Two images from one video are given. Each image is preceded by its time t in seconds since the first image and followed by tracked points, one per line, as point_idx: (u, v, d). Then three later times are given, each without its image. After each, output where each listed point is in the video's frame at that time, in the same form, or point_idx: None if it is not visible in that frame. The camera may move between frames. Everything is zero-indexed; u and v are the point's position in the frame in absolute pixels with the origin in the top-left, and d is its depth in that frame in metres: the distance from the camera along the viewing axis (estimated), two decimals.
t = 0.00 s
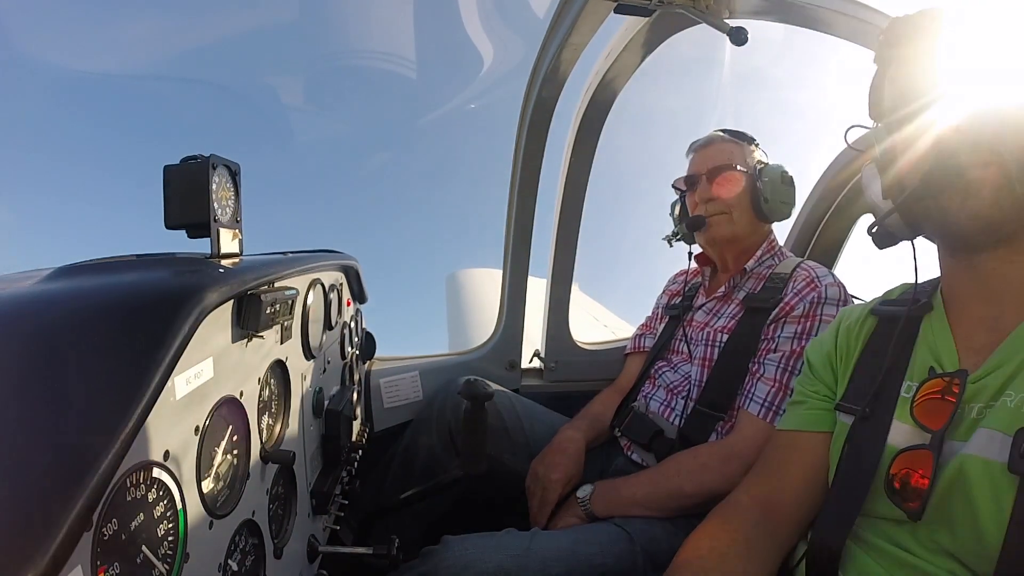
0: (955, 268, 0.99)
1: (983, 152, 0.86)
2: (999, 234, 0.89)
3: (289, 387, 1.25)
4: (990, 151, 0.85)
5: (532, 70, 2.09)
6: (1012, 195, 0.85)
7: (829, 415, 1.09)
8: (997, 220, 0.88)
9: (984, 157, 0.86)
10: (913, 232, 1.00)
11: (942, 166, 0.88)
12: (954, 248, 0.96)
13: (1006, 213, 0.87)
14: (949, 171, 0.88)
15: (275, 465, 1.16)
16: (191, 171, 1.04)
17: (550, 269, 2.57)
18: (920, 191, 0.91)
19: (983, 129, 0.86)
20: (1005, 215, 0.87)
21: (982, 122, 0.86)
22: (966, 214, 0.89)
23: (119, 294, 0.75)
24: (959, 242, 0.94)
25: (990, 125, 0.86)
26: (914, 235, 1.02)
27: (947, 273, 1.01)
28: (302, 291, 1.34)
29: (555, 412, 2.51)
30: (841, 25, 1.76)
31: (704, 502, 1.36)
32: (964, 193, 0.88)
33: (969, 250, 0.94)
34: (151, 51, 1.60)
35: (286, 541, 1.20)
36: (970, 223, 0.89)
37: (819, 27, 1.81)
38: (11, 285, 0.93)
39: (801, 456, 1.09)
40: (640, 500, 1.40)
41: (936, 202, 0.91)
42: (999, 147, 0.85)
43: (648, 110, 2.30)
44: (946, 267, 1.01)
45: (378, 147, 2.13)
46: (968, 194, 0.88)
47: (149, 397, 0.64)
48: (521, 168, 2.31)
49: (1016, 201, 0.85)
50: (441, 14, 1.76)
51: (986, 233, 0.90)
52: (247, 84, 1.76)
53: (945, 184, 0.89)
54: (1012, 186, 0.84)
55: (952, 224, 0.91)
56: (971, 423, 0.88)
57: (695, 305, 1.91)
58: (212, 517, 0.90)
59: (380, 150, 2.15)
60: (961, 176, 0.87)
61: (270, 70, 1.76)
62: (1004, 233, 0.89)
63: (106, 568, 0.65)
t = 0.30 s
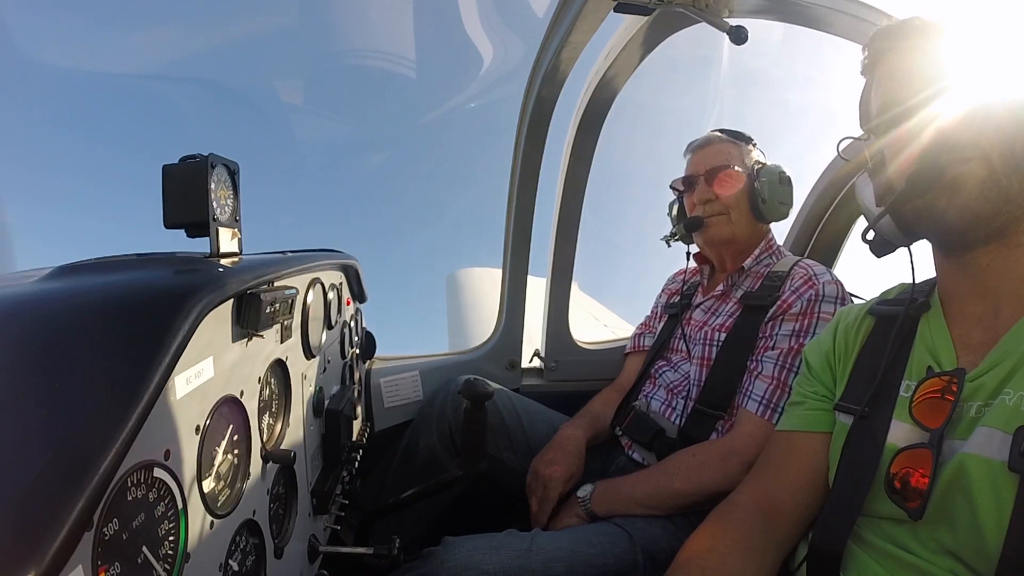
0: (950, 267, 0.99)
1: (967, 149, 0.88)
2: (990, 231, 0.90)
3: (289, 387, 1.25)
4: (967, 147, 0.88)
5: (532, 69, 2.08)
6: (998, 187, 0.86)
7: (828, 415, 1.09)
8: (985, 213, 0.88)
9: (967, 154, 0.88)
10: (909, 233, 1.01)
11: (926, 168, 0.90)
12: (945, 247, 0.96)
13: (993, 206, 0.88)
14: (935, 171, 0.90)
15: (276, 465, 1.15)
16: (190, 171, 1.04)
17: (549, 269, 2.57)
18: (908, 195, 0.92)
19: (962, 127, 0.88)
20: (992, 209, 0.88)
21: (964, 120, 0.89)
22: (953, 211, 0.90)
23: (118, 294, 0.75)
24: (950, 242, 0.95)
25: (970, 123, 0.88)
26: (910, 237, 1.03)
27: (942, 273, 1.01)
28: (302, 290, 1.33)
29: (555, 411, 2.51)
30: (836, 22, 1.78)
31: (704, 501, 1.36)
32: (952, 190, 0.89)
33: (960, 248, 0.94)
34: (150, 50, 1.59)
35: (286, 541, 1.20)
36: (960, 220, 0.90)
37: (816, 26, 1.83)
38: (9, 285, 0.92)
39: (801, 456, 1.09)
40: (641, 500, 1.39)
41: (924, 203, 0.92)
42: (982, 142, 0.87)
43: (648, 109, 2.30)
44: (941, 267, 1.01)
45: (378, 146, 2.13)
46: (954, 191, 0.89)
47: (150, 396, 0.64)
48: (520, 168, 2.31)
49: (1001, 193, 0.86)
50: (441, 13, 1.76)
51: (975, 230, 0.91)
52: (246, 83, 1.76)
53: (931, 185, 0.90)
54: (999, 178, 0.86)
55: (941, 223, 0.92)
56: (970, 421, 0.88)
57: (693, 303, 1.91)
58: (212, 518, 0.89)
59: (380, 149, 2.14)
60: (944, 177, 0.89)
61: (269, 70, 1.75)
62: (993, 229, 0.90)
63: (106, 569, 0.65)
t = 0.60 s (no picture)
0: (946, 270, 0.99)
1: (954, 158, 0.90)
2: (979, 238, 0.91)
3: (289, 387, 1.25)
4: (954, 157, 0.90)
5: (532, 69, 2.08)
6: (986, 195, 0.88)
7: (826, 419, 1.09)
8: (974, 220, 0.90)
9: (953, 163, 0.90)
10: (904, 245, 1.02)
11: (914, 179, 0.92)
12: (939, 253, 0.97)
13: (982, 214, 0.89)
14: (923, 183, 0.92)
15: (275, 465, 1.16)
16: (190, 170, 1.04)
17: (549, 269, 2.57)
18: (898, 207, 0.94)
19: (949, 138, 0.91)
20: (982, 216, 0.90)
21: (950, 130, 0.91)
22: (943, 220, 0.92)
23: (119, 293, 0.75)
24: (945, 250, 0.96)
25: (956, 133, 0.90)
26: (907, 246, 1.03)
27: (938, 277, 1.01)
28: (302, 290, 1.34)
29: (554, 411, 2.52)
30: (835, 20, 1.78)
31: (704, 503, 1.36)
32: (940, 200, 0.91)
33: (956, 253, 0.95)
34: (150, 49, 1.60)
35: (286, 541, 1.20)
36: (948, 229, 0.92)
37: (814, 24, 1.83)
38: (10, 285, 0.93)
39: (801, 458, 1.09)
40: (641, 501, 1.39)
41: (915, 212, 0.94)
42: (968, 152, 0.89)
43: (648, 109, 2.30)
44: (937, 270, 1.01)
45: (377, 146, 2.13)
46: (942, 201, 0.91)
47: (149, 396, 0.64)
48: (521, 168, 2.31)
49: (992, 200, 0.88)
50: (440, 13, 1.76)
51: (963, 238, 0.92)
52: (246, 82, 1.76)
53: (920, 195, 0.92)
54: (987, 184, 0.88)
55: (934, 231, 0.94)
56: (967, 423, 0.88)
57: (694, 304, 1.91)
58: (212, 518, 0.89)
59: (380, 149, 2.14)
60: (931, 187, 0.91)
61: (269, 70, 1.76)
62: (982, 237, 0.91)
63: (106, 568, 0.65)
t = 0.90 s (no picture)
0: (946, 268, 0.99)
1: (946, 162, 0.91)
2: (971, 240, 0.93)
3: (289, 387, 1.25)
4: (946, 161, 0.91)
5: (532, 69, 2.08)
6: (977, 198, 0.90)
7: (826, 416, 1.09)
8: (965, 223, 0.91)
9: (945, 167, 0.91)
10: (906, 241, 1.04)
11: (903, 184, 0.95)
12: (934, 253, 0.98)
13: (973, 217, 0.91)
14: (913, 186, 0.94)
15: (275, 465, 1.16)
16: (190, 171, 1.04)
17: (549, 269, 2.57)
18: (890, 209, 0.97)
19: (943, 142, 0.92)
20: (973, 219, 0.91)
21: (943, 134, 0.92)
22: (934, 223, 0.94)
23: (120, 294, 0.75)
24: (940, 251, 0.97)
25: (949, 136, 0.91)
26: (909, 243, 1.04)
27: (938, 275, 1.02)
28: (302, 290, 1.33)
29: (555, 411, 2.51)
30: (835, 20, 1.78)
31: (705, 503, 1.36)
32: (931, 203, 0.93)
33: (951, 252, 0.96)
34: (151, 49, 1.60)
35: (286, 541, 1.20)
36: (939, 233, 0.94)
37: (815, 24, 1.83)
38: (10, 285, 0.93)
39: (801, 457, 1.09)
40: (641, 501, 1.39)
41: (909, 214, 0.97)
42: (959, 156, 0.91)
43: (648, 109, 2.30)
44: (936, 268, 1.01)
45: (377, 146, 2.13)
46: (933, 204, 0.93)
47: (150, 396, 0.64)
48: (521, 168, 2.31)
49: (983, 203, 0.90)
50: (441, 13, 1.75)
51: (956, 241, 0.94)
52: (246, 82, 1.76)
53: (909, 198, 0.95)
54: (978, 188, 0.90)
55: (925, 233, 0.96)
56: (968, 421, 0.88)
57: (695, 304, 1.91)
58: (212, 517, 0.89)
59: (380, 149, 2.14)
60: (922, 191, 0.93)
61: (269, 70, 1.76)
62: (974, 238, 0.92)
63: (106, 569, 0.65)
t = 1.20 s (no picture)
0: (946, 268, 0.99)
1: (945, 161, 0.91)
2: (969, 239, 0.93)
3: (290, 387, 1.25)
4: (945, 160, 0.91)
5: (533, 70, 2.08)
6: (976, 199, 0.90)
7: (826, 417, 1.09)
8: (965, 222, 0.91)
9: (944, 166, 0.91)
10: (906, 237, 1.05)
11: (903, 181, 0.95)
12: (935, 252, 0.98)
13: (972, 217, 0.91)
14: (912, 185, 0.94)
15: (275, 465, 1.15)
16: (190, 171, 1.04)
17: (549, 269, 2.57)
18: (890, 207, 0.97)
19: (943, 141, 0.92)
20: (972, 219, 0.91)
21: (943, 133, 0.92)
22: (932, 223, 0.94)
23: (120, 294, 0.75)
24: (940, 249, 0.97)
25: (949, 136, 0.91)
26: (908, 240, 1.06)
27: (938, 275, 1.02)
28: (302, 291, 1.34)
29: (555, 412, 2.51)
30: (835, 21, 1.78)
31: (705, 504, 1.36)
32: (930, 202, 0.93)
33: (951, 253, 0.96)
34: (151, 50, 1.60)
35: (286, 542, 1.20)
36: (937, 232, 0.94)
37: (815, 25, 1.83)
38: (11, 285, 0.93)
39: (801, 456, 1.10)
40: (640, 501, 1.39)
41: (908, 212, 0.97)
42: (959, 154, 0.91)
43: (648, 109, 2.30)
44: (937, 268, 1.01)
45: (378, 146, 2.13)
46: (932, 203, 0.93)
47: (150, 395, 0.64)
48: (521, 168, 2.31)
49: (981, 204, 0.90)
50: (441, 13, 1.75)
51: (955, 239, 0.93)
52: (246, 83, 1.77)
53: (909, 196, 0.95)
54: (977, 187, 0.90)
55: (924, 232, 0.96)
56: (968, 421, 0.88)
57: (695, 305, 1.91)
58: (212, 517, 0.89)
59: (380, 149, 2.15)
60: (920, 189, 0.94)
61: (269, 70, 1.76)
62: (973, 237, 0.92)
63: (106, 569, 0.65)
